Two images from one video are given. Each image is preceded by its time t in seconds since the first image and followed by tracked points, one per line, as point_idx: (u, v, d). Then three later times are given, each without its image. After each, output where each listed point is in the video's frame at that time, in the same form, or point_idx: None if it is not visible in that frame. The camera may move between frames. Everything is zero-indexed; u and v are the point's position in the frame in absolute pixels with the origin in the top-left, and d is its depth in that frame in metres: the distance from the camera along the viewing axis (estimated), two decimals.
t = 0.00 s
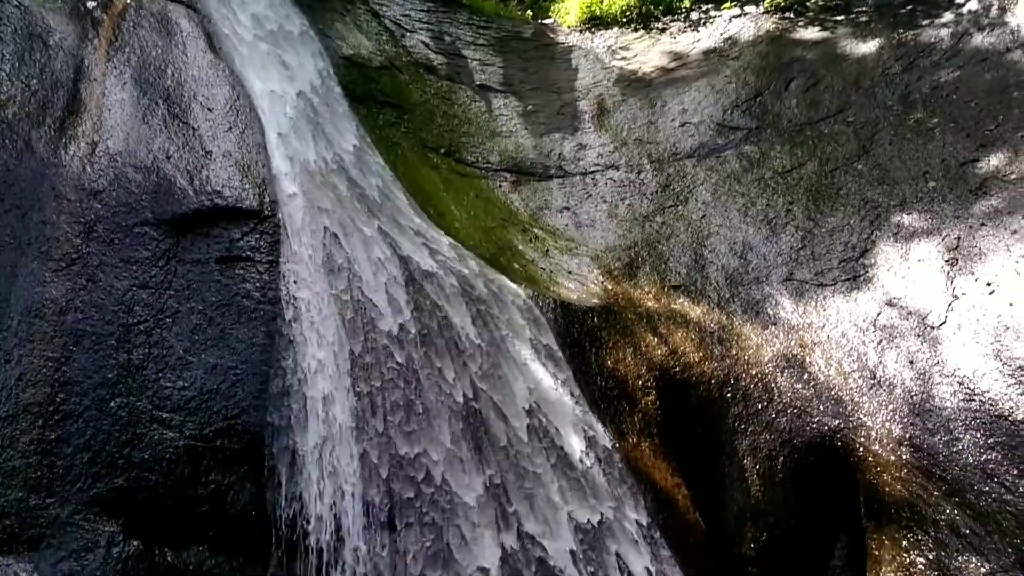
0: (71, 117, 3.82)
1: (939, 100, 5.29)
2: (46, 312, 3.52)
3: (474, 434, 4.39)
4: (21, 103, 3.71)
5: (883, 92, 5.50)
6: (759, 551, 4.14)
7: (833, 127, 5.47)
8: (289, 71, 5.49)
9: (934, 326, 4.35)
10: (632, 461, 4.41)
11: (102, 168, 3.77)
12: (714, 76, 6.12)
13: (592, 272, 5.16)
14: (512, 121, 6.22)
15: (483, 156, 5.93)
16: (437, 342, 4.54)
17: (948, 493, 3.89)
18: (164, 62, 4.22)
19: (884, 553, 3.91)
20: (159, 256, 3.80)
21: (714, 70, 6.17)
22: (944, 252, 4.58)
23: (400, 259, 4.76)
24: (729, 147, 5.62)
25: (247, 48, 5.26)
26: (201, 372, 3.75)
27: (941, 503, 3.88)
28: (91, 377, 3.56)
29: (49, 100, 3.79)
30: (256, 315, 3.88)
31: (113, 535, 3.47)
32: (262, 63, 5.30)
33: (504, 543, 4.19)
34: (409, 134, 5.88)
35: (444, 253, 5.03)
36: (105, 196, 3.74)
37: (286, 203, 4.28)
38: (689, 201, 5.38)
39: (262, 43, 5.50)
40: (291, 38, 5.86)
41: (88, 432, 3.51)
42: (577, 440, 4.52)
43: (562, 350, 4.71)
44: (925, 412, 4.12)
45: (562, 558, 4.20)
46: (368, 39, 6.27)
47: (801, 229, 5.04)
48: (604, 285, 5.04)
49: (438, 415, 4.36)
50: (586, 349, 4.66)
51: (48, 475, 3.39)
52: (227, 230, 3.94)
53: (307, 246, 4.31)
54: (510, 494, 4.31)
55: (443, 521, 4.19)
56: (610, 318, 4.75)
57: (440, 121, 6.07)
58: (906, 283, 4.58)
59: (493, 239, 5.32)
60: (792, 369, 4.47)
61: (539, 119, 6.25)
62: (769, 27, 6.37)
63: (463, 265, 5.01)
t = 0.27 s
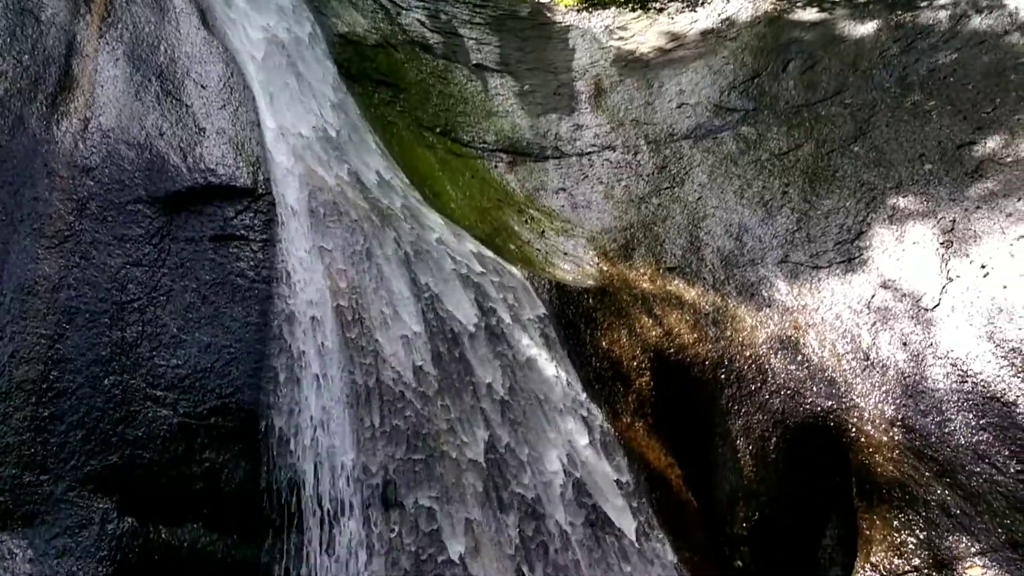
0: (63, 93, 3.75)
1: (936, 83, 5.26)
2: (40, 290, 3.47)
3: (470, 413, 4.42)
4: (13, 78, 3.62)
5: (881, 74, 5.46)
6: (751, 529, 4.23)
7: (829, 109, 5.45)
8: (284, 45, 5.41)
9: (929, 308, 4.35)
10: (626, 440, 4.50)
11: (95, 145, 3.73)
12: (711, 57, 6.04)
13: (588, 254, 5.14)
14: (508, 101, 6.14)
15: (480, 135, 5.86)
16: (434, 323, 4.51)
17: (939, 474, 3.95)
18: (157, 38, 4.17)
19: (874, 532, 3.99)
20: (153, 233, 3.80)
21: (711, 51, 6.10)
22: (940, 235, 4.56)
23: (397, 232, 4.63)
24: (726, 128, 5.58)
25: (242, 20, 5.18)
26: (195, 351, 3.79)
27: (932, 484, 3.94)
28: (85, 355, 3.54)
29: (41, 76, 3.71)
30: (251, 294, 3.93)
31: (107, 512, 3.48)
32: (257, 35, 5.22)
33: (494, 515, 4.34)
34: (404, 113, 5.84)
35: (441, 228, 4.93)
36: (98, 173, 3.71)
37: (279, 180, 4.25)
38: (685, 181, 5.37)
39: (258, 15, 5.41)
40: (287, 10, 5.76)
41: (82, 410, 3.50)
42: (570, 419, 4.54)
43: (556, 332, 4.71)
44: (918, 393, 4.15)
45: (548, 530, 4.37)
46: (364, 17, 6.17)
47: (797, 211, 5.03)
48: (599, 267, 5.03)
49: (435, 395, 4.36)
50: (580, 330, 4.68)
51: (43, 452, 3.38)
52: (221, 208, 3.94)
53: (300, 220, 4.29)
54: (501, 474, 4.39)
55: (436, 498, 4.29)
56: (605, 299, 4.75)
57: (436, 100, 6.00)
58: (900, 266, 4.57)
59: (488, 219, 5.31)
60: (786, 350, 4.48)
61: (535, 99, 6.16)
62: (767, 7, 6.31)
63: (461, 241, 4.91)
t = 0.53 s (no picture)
0: (52, 69, 3.74)
1: (935, 64, 5.15)
2: (30, 268, 3.49)
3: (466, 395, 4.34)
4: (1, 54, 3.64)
5: (881, 53, 5.32)
6: (746, 510, 4.23)
7: (828, 89, 5.34)
8: (277, 21, 5.34)
9: (925, 290, 4.35)
10: (621, 421, 4.48)
11: (86, 121, 3.71)
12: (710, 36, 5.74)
13: (584, 234, 5.10)
14: (505, 78, 5.89)
15: (475, 113, 5.73)
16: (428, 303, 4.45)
17: (934, 456, 3.94)
18: (148, 11, 4.07)
19: (868, 513, 3.93)
20: (144, 211, 3.78)
21: (711, 30, 5.76)
22: (937, 217, 4.55)
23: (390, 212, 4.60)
24: (724, 108, 5.46)
25: None
26: (188, 330, 3.78)
27: (927, 466, 3.93)
28: (75, 333, 3.56)
29: (30, 52, 3.72)
30: (243, 273, 3.91)
31: (100, 491, 3.51)
32: (249, 11, 5.15)
33: (492, 501, 4.23)
34: (398, 90, 5.74)
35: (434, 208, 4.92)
36: (89, 150, 3.69)
37: (270, 157, 4.22)
38: (682, 162, 5.28)
39: None
40: None
41: (74, 388, 3.53)
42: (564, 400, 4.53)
43: (552, 313, 4.69)
44: (913, 374, 4.16)
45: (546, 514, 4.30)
46: None
47: (794, 191, 5.00)
48: (595, 248, 5.00)
49: (431, 377, 4.29)
50: (576, 311, 4.66)
51: (34, 431, 3.42)
52: (213, 185, 3.91)
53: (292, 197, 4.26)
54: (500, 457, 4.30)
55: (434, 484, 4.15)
56: (601, 280, 4.73)
57: (430, 77, 5.83)
58: (898, 247, 4.56)
59: (484, 198, 5.28)
60: (782, 332, 4.47)
61: (531, 78, 5.88)
62: None
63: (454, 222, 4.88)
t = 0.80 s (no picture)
0: (47, 48, 3.75)
1: (932, 47, 5.16)
2: (26, 247, 3.53)
3: (463, 376, 4.34)
4: None
5: (877, 37, 5.31)
6: (739, 491, 4.26)
7: (825, 72, 5.35)
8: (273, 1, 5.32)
9: (919, 273, 4.37)
10: (615, 402, 4.53)
11: (81, 100, 3.72)
12: (707, 18, 5.72)
13: (580, 217, 5.09)
14: (500, 60, 5.87)
15: (472, 96, 5.70)
16: (424, 284, 4.44)
17: (925, 437, 4.00)
18: None
19: (860, 493, 4.02)
20: (140, 191, 3.79)
21: (708, 12, 5.74)
22: (931, 200, 4.58)
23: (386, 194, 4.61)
24: (721, 91, 5.45)
25: None
26: (184, 310, 3.79)
27: (918, 446, 3.99)
28: (72, 313, 3.59)
29: (25, 30, 3.72)
30: (240, 254, 3.91)
31: (97, 470, 3.54)
32: None
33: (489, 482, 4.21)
34: (394, 71, 5.71)
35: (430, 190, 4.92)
36: (84, 129, 3.71)
37: (267, 137, 4.24)
38: (679, 145, 5.28)
39: None
40: None
41: (71, 367, 3.56)
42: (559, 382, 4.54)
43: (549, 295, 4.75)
44: (905, 356, 4.19)
45: (544, 496, 4.26)
46: None
47: (789, 174, 5.01)
48: (591, 230, 5.00)
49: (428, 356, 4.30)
50: (572, 294, 4.69)
51: (32, 410, 3.46)
52: (209, 165, 3.92)
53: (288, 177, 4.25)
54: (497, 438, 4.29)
55: (431, 464, 4.15)
56: (597, 263, 4.76)
57: (427, 57, 5.80)
58: (892, 230, 4.58)
59: (480, 180, 5.27)
60: (776, 314, 4.49)
61: (528, 60, 5.87)
62: None
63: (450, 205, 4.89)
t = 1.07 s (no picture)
0: (42, 27, 3.87)
1: (930, 29, 5.15)
2: (21, 227, 3.60)
3: (461, 359, 4.35)
4: None
5: (876, 18, 5.30)
6: (734, 472, 4.26)
7: (823, 54, 5.33)
8: None
9: (916, 255, 4.37)
10: (612, 382, 4.42)
11: (75, 80, 3.82)
12: None
13: (577, 199, 5.05)
14: (499, 40, 5.84)
15: (469, 76, 5.66)
16: (421, 266, 4.44)
17: (920, 419, 3.99)
18: None
19: (855, 475, 4.02)
20: (136, 171, 3.84)
21: None
22: (927, 182, 4.58)
23: (384, 174, 4.62)
24: (718, 72, 5.43)
25: None
26: (180, 291, 3.81)
27: (913, 429, 3.98)
28: (68, 294, 3.64)
29: (20, 11, 3.85)
30: (236, 235, 3.93)
31: (94, 449, 3.56)
32: None
33: (485, 464, 4.22)
34: (390, 52, 5.66)
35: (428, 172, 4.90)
36: (79, 109, 3.80)
37: (263, 119, 4.24)
38: (676, 126, 5.26)
39: None
40: None
41: (67, 348, 3.60)
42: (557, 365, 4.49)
43: (546, 277, 4.63)
44: (901, 339, 4.19)
45: (540, 479, 4.27)
46: None
47: (787, 156, 4.99)
48: (588, 212, 4.95)
49: (426, 338, 4.30)
50: (569, 276, 4.60)
51: (28, 389, 3.50)
52: (204, 145, 3.95)
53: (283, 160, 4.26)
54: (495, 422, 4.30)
55: (428, 446, 4.15)
56: (594, 244, 4.68)
57: (424, 38, 5.75)
58: (889, 212, 4.58)
59: (476, 161, 5.21)
60: (773, 296, 4.49)
61: (526, 40, 5.84)
62: None
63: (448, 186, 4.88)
